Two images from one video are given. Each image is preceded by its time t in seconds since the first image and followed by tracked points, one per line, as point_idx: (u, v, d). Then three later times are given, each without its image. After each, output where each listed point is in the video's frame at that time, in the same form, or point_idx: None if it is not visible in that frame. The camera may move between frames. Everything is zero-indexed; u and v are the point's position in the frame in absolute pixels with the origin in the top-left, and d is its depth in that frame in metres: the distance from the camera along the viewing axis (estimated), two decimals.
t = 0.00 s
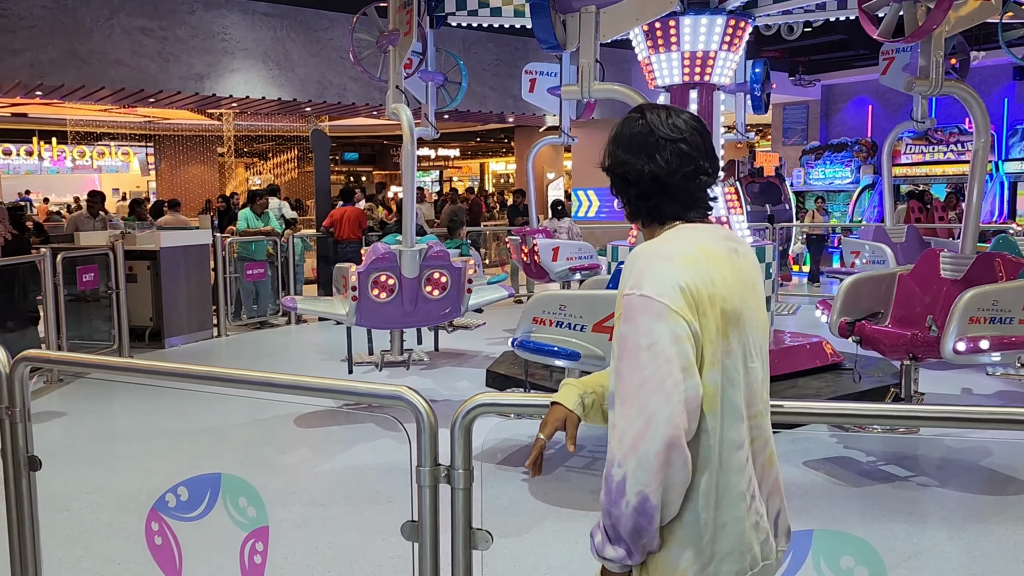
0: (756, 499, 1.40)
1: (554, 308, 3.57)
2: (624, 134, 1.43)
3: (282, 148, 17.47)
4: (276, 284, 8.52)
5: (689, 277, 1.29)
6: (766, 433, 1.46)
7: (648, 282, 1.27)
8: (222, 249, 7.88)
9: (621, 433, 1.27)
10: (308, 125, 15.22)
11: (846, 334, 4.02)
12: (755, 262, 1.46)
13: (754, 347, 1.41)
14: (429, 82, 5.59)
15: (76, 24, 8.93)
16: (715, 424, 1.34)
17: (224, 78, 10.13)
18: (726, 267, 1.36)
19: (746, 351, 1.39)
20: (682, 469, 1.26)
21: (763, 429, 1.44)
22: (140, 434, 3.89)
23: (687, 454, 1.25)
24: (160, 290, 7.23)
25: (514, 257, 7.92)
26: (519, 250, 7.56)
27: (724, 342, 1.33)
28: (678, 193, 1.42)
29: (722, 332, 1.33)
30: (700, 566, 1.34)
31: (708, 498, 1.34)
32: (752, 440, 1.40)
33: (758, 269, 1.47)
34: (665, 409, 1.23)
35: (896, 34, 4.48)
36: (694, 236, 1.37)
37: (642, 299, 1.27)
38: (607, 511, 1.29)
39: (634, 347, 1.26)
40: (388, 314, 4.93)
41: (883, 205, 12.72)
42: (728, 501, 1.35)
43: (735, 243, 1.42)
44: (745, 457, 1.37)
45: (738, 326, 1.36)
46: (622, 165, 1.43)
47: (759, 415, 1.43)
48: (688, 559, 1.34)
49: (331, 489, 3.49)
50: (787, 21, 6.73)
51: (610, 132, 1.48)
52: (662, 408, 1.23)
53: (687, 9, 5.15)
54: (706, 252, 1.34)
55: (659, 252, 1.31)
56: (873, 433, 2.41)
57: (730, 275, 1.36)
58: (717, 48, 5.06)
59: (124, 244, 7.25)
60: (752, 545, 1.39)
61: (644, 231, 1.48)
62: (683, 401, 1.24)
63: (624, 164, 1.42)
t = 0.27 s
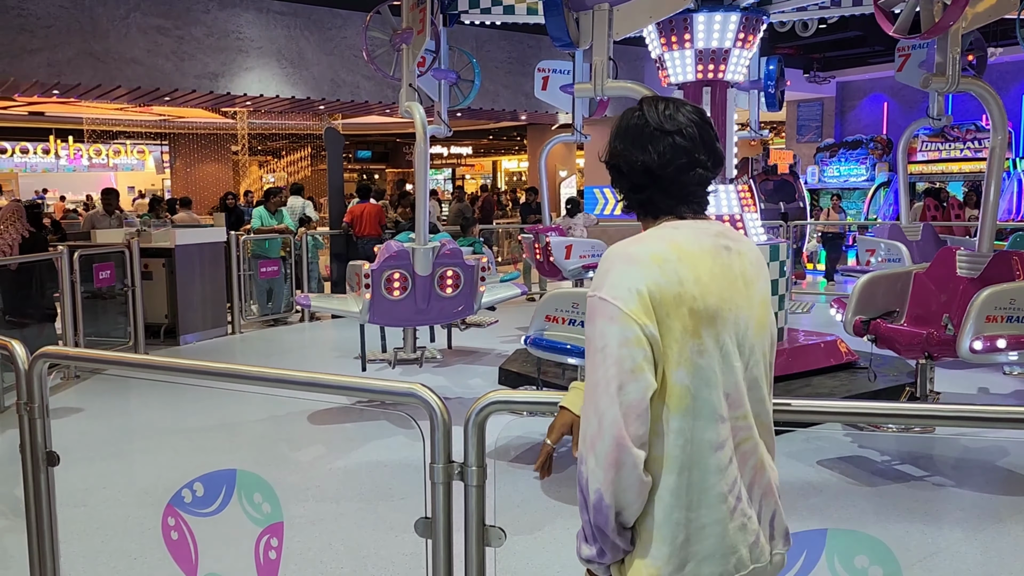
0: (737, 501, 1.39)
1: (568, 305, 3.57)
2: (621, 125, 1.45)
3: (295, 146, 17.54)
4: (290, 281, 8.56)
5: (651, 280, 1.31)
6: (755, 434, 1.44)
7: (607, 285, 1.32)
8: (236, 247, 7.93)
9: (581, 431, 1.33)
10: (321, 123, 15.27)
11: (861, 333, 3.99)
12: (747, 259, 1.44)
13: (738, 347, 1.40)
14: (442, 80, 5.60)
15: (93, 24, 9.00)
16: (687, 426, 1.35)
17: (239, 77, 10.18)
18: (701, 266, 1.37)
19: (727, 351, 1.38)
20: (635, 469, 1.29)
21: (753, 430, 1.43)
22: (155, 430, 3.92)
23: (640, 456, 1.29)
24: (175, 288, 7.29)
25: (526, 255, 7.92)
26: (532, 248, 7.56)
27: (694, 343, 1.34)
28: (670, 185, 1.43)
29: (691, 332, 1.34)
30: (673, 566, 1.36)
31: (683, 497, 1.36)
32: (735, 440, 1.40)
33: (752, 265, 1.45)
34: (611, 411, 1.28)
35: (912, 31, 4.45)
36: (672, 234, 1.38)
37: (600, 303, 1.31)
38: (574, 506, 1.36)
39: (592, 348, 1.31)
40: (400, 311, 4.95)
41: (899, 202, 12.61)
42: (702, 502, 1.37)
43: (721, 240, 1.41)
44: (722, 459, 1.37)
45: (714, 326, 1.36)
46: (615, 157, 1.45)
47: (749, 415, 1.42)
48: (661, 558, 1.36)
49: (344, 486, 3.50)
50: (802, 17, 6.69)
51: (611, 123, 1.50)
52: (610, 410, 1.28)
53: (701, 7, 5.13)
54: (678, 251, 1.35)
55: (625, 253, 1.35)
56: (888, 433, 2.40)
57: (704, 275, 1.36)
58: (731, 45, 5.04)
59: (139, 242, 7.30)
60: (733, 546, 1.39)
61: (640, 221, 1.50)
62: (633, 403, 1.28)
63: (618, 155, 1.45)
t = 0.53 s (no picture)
0: (739, 502, 1.39)
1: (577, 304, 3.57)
2: (626, 124, 1.45)
3: (306, 145, 17.60)
4: (300, 280, 8.59)
5: (645, 285, 1.32)
6: (761, 436, 1.43)
7: (602, 292, 1.33)
8: (247, 246, 7.97)
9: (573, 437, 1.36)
10: (332, 122, 15.31)
11: (872, 332, 3.98)
12: (750, 259, 1.44)
13: (738, 348, 1.40)
14: (452, 78, 5.60)
15: (105, 23, 9.06)
16: (683, 429, 1.36)
17: (250, 75, 10.22)
18: (701, 268, 1.37)
19: (726, 353, 1.38)
20: (625, 475, 1.31)
21: (756, 431, 1.42)
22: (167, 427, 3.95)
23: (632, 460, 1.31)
24: (187, 285, 7.32)
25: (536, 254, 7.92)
26: (542, 247, 7.56)
27: (689, 347, 1.35)
28: (674, 184, 1.43)
29: (687, 336, 1.35)
30: (673, 567, 1.37)
31: (682, 500, 1.37)
32: (737, 442, 1.39)
33: (755, 265, 1.45)
34: (601, 417, 1.30)
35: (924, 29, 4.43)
36: (669, 237, 1.38)
37: (595, 309, 1.33)
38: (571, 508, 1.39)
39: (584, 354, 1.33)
40: (410, 310, 4.96)
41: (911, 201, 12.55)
42: (700, 505, 1.37)
43: (722, 241, 1.41)
44: (722, 461, 1.38)
45: (712, 328, 1.36)
46: (620, 154, 1.45)
47: (751, 416, 1.41)
48: (660, 557, 1.37)
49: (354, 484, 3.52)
50: (813, 16, 6.67)
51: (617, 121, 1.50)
52: (600, 416, 1.30)
53: (712, 5, 5.12)
54: (675, 255, 1.36)
55: (620, 260, 1.36)
56: (899, 431, 2.40)
57: (702, 278, 1.36)
58: (742, 43, 5.02)
59: (151, 240, 7.34)
60: (735, 547, 1.39)
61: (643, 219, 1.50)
62: (625, 409, 1.30)
63: (622, 153, 1.45)
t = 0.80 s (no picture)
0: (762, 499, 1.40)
1: (581, 303, 3.58)
2: (678, 116, 1.41)
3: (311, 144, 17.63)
4: (305, 278, 8.61)
5: (685, 280, 1.30)
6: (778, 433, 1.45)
7: (641, 286, 1.30)
8: (253, 244, 7.99)
9: (607, 434, 1.31)
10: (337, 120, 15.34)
11: (878, 332, 3.97)
12: (769, 258, 1.45)
13: (761, 345, 1.40)
14: (457, 77, 5.61)
15: (112, 22, 9.09)
16: (715, 426, 1.35)
17: (256, 74, 10.24)
18: (731, 265, 1.36)
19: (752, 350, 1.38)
20: (664, 472, 1.28)
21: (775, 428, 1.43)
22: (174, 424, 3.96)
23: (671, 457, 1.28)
24: (193, 284, 7.35)
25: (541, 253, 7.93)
26: (547, 246, 7.56)
27: (723, 343, 1.34)
28: (730, 179, 1.44)
29: (721, 332, 1.34)
30: (703, 567, 1.35)
31: (711, 498, 1.35)
32: (759, 439, 1.39)
33: (772, 264, 1.46)
34: (645, 413, 1.26)
35: (931, 28, 4.42)
36: (701, 234, 1.37)
37: (633, 303, 1.30)
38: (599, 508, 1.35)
39: (622, 349, 1.29)
40: (416, 308, 4.96)
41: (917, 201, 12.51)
42: (730, 502, 1.36)
43: (746, 239, 1.42)
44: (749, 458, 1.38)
45: (742, 324, 1.36)
46: (680, 145, 1.40)
47: (770, 413, 1.42)
48: (690, 557, 1.34)
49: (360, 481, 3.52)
50: (820, 14, 6.66)
51: (653, 112, 1.43)
52: (642, 412, 1.27)
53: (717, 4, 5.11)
54: (709, 250, 1.35)
55: (655, 254, 1.33)
56: (904, 431, 2.40)
57: (733, 274, 1.36)
58: (748, 42, 5.02)
59: (158, 239, 7.36)
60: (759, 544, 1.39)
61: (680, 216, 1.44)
62: (668, 405, 1.27)
63: (681, 145, 1.40)
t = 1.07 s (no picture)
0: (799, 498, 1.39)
1: (585, 303, 3.59)
2: (730, 118, 1.33)
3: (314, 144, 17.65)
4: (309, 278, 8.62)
5: (761, 280, 1.24)
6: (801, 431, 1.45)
7: (722, 286, 1.21)
8: (256, 244, 8.01)
9: (684, 438, 1.21)
10: (340, 120, 15.35)
11: (882, 333, 3.97)
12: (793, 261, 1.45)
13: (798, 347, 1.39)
14: (461, 77, 5.61)
15: (116, 22, 9.11)
16: (774, 428, 1.31)
17: (260, 74, 10.26)
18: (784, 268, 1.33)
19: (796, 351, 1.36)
20: (746, 477, 1.22)
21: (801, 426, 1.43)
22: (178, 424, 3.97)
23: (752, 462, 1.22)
24: (197, 284, 7.37)
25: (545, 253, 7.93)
26: (550, 246, 7.55)
27: (785, 344, 1.30)
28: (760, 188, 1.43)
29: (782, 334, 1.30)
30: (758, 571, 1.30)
31: (767, 501, 1.31)
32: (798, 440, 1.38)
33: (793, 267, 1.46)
34: (736, 416, 1.19)
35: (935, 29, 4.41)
36: (754, 236, 1.32)
37: (715, 302, 1.21)
38: (662, 518, 1.23)
39: (706, 351, 1.20)
40: (420, 308, 4.97)
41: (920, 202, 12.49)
42: (781, 507, 1.32)
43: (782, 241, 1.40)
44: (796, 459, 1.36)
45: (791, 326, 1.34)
46: (747, 150, 1.34)
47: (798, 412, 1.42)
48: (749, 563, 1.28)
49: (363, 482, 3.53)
50: (824, 15, 6.65)
51: (695, 113, 1.34)
52: (731, 415, 1.19)
53: (722, 5, 5.11)
54: (769, 250, 1.31)
55: (726, 252, 1.26)
56: (909, 433, 2.39)
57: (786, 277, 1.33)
58: (752, 43, 5.02)
59: (161, 238, 7.38)
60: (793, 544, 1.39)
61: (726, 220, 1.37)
62: (752, 409, 1.21)
63: (741, 148, 1.34)
